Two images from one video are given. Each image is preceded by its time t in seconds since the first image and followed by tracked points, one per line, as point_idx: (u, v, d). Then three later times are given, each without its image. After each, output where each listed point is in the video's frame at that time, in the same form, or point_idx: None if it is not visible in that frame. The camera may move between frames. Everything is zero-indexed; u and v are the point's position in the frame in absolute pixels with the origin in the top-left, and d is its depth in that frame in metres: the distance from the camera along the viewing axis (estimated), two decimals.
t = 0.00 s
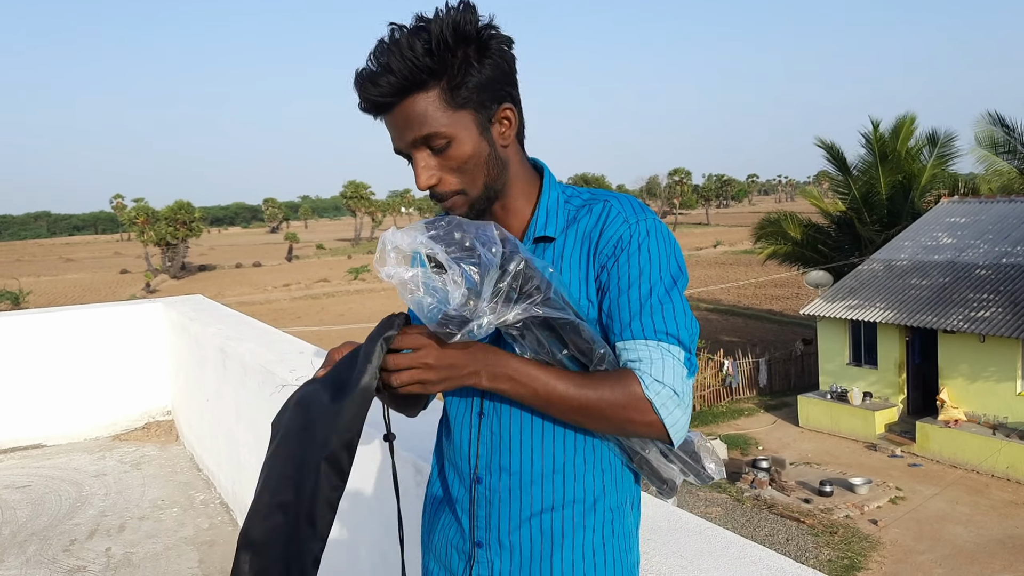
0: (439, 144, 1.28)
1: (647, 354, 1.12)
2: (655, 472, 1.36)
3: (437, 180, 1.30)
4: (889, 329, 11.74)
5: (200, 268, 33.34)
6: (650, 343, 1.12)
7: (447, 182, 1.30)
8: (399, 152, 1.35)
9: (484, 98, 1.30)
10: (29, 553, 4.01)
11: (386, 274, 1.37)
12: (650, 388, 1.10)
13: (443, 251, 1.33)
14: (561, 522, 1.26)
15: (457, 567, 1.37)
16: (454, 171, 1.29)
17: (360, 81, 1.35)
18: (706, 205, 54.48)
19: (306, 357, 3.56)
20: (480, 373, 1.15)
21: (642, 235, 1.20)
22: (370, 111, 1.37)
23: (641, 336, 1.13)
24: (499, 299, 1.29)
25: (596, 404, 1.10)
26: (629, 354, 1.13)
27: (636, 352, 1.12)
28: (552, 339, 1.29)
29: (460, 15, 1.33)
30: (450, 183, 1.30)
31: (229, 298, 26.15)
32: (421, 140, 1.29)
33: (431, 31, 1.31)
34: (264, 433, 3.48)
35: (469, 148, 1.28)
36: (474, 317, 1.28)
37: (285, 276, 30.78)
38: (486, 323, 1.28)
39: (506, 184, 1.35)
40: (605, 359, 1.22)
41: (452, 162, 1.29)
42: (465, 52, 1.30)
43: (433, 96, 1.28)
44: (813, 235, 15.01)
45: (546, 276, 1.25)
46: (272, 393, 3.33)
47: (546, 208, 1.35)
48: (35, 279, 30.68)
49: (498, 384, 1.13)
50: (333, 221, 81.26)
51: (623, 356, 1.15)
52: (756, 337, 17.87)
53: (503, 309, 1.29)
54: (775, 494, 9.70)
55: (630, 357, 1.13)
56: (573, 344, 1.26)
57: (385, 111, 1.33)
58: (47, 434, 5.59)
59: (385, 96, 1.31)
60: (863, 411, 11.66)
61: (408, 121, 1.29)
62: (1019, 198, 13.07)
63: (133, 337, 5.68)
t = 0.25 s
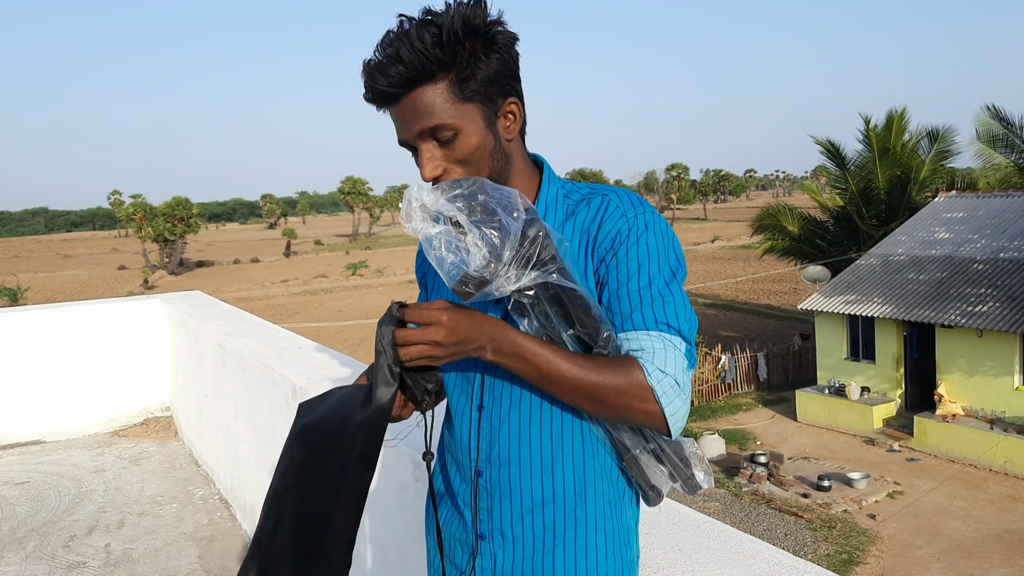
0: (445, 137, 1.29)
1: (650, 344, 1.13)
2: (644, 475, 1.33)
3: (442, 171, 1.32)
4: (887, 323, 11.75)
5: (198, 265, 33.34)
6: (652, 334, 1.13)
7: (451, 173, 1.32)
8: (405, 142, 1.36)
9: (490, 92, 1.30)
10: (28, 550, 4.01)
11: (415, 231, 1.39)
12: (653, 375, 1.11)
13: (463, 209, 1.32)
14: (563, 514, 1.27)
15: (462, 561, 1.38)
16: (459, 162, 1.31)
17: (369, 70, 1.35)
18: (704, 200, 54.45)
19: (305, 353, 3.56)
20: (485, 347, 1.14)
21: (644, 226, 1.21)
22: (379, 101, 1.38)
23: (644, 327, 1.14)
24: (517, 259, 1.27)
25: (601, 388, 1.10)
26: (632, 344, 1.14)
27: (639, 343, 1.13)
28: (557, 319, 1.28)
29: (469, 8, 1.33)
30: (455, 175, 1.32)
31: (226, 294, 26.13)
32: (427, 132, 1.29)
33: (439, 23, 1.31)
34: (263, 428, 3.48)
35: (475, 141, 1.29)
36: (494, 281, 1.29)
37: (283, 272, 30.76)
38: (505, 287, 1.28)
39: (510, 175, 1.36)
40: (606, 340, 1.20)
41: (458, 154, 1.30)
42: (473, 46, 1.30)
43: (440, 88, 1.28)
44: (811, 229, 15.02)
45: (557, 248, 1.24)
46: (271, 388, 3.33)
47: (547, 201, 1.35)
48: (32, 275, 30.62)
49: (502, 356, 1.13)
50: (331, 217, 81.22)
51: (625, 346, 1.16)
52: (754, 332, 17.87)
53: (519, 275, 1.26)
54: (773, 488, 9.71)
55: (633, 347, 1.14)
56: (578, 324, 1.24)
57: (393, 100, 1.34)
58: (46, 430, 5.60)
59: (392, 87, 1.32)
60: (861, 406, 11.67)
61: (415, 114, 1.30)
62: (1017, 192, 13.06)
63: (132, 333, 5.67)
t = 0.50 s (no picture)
0: (463, 128, 1.29)
1: (653, 336, 1.13)
2: (646, 471, 1.35)
3: (458, 162, 1.31)
4: (887, 321, 11.76)
5: (198, 263, 33.35)
6: (655, 328, 1.14)
7: (467, 164, 1.32)
8: (420, 133, 1.36)
9: (509, 89, 1.31)
10: (29, 547, 4.02)
11: (426, 225, 1.36)
12: (656, 367, 1.11)
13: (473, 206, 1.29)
14: (564, 508, 1.27)
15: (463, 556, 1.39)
16: (475, 155, 1.31)
17: (390, 58, 1.34)
18: (703, 198, 54.46)
19: (305, 351, 3.56)
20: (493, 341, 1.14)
21: (647, 224, 1.22)
22: (397, 91, 1.38)
23: (647, 321, 1.15)
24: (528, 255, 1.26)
25: (605, 380, 1.10)
26: (635, 336, 1.15)
27: (641, 335, 1.14)
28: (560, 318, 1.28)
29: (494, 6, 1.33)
30: (471, 165, 1.32)
31: (226, 292, 26.14)
32: (445, 123, 1.29)
33: (464, 19, 1.31)
34: (263, 426, 3.48)
35: (492, 135, 1.30)
36: (506, 278, 1.27)
37: (282, 270, 30.79)
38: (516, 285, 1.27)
39: (519, 172, 1.37)
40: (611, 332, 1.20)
41: (474, 147, 1.30)
42: (496, 43, 1.31)
43: (462, 81, 1.28)
44: (810, 227, 15.05)
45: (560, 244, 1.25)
46: (271, 386, 3.33)
47: (552, 198, 1.36)
48: (32, 274, 30.63)
49: (510, 351, 1.13)
50: (331, 215, 81.21)
51: (627, 339, 1.16)
52: (753, 330, 17.89)
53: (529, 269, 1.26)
54: (772, 486, 9.72)
55: (635, 341, 1.14)
56: (584, 318, 1.24)
57: (411, 90, 1.33)
58: (47, 429, 5.60)
59: (412, 78, 1.31)
60: (860, 404, 11.68)
61: (433, 104, 1.30)
62: (1016, 190, 13.07)
63: (132, 331, 5.69)
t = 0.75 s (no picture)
0: (470, 128, 1.28)
1: (658, 335, 1.13)
2: (653, 465, 1.34)
3: (465, 160, 1.30)
4: (886, 320, 11.76)
5: (196, 262, 33.34)
6: (660, 325, 1.14)
7: (473, 162, 1.31)
8: (427, 134, 1.35)
9: (516, 89, 1.30)
10: (29, 547, 4.02)
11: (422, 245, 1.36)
12: (663, 365, 1.11)
13: (467, 220, 1.31)
14: (567, 504, 1.27)
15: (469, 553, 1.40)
16: (481, 154, 1.30)
17: (400, 58, 1.34)
18: (702, 196, 54.44)
19: (305, 350, 3.55)
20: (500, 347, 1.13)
21: (651, 222, 1.22)
22: (404, 92, 1.37)
23: (650, 319, 1.14)
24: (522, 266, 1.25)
25: (612, 381, 1.10)
26: (639, 335, 1.14)
27: (644, 333, 1.14)
28: (564, 320, 1.29)
29: (504, 8, 1.33)
30: (477, 163, 1.31)
31: (224, 291, 26.10)
32: (452, 122, 1.29)
33: (473, 20, 1.31)
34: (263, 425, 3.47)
35: (498, 135, 1.29)
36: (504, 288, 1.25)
37: (281, 268, 30.77)
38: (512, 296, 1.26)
39: (524, 172, 1.36)
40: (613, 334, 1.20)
41: (481, 146, 1.29)
42: (505, 44, 1.30)
43: (469, 81, 1.28)
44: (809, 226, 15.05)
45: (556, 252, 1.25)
46: (271, 385, 3.32)
47: (554, 196, 1.36)
48: (30, 273, 30.58)
49: (515, 359, 1.12)
50: (329, 213, 81.20)
51: (630, 338, 1.16)
52: (752, 329, 17.89)
53: (525, 279, 1.25)
54: (772, 485, 9.72)
55: (639, 339, 1.14)
56: (584, 322, 1.25)
57: (420, 90, 1.33)
58: (46, 428, 5.59)
59: (421, 78, 1.31)
60: (859, 402, 11.68)
61: (441, 103, 1.29)
62: (1015, 189, 13.07)
63: (131, 330, 5.67)
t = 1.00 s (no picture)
0: (472, 136, 1.28)
1: (657, 340, 1.13)
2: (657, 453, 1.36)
3: (467, 168, 1.29)
4: (886, 320, 11.76)
5: (196, 262, 33.32)
6: (659, 331, 1.14)
7: (474, 170, 1.30)
8: (428, 140, 1.34)
9: (516, 95, 1.30)
10: (28, 548, 4.02)
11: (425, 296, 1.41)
12: (662, 371, 1.11)
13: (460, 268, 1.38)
14: (564, 505, 1.28)
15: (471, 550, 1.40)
16: (483, 161, 1.29)
17: (400, 66, 1.33)
18: (702, 197, 54.43)
19: (304, 351, 3.55)
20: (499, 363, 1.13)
21: (651, 225, 1.22)
22: (404, 101, 1.36)
23: (649, 324, 1.15)
24: (513, 292, 1.30)
25: (611, 390, 1.10)
26: (638, 340, 1.14)
27: (642, 338, 1.14)
28: (559, 333, 1.31)
29: (503, 12, 1.33)
30: (479, 170, 1.30)
31: (224, 292, 26.09)
32: (455, 131, 1.28)
33: (473, 25, 1.30)
34: (262, 425, 3.47)
35: (500, 142, 1.29)
36: (497, 322, 1.26)
37: (281, 269, 30.75)
38: (509, 324, 1.27)
39: (528, 176, 1.36)
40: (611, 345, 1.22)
41: (483, 154, 1.29)
42: (504, 50, 1.30)
43: (470, 88, 1.28)
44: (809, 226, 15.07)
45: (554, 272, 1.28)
46: (270, 387, 3.32)
47: (554, 199, 1.36)
48: (30, 273, 30.56)
49: (515, 374, 1.11)
50: (329, 214, 81.22)
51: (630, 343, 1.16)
52: (752, 329, 17.89)
53: (516, 305, 1.29)
54: (771, 486, 9.73)
55: (638, 344, 1.14)
56: (581, 336, 1.26)
57: (421, 99, 1.32)
58: (46, 428, 5.59)
59: (422, 86, 1.30)
60: (859, 403, 11.68)
61: (443, 111, 1.28)
62: (1014, 190, 13.07)
63: (131, 330, 5.67)
